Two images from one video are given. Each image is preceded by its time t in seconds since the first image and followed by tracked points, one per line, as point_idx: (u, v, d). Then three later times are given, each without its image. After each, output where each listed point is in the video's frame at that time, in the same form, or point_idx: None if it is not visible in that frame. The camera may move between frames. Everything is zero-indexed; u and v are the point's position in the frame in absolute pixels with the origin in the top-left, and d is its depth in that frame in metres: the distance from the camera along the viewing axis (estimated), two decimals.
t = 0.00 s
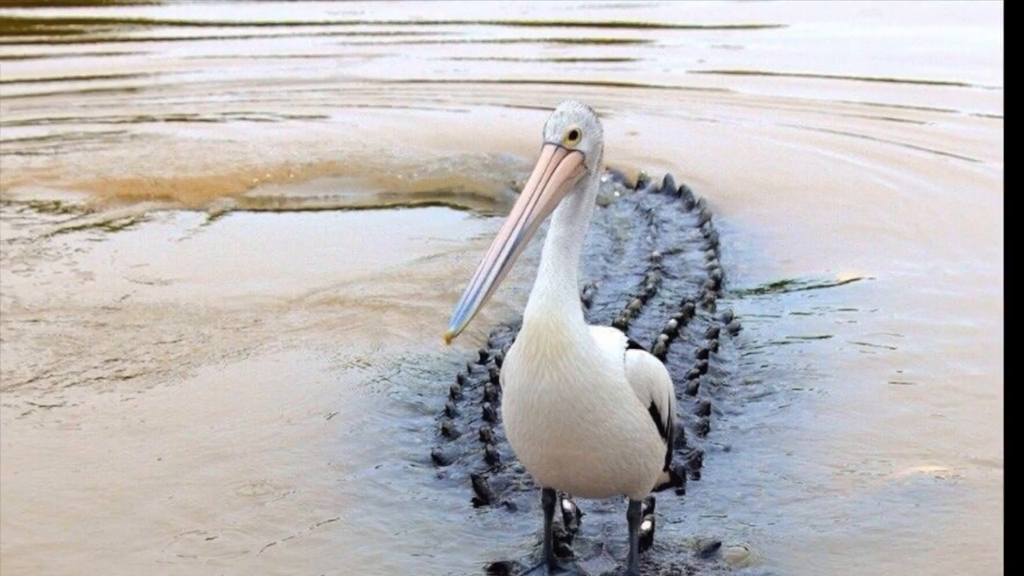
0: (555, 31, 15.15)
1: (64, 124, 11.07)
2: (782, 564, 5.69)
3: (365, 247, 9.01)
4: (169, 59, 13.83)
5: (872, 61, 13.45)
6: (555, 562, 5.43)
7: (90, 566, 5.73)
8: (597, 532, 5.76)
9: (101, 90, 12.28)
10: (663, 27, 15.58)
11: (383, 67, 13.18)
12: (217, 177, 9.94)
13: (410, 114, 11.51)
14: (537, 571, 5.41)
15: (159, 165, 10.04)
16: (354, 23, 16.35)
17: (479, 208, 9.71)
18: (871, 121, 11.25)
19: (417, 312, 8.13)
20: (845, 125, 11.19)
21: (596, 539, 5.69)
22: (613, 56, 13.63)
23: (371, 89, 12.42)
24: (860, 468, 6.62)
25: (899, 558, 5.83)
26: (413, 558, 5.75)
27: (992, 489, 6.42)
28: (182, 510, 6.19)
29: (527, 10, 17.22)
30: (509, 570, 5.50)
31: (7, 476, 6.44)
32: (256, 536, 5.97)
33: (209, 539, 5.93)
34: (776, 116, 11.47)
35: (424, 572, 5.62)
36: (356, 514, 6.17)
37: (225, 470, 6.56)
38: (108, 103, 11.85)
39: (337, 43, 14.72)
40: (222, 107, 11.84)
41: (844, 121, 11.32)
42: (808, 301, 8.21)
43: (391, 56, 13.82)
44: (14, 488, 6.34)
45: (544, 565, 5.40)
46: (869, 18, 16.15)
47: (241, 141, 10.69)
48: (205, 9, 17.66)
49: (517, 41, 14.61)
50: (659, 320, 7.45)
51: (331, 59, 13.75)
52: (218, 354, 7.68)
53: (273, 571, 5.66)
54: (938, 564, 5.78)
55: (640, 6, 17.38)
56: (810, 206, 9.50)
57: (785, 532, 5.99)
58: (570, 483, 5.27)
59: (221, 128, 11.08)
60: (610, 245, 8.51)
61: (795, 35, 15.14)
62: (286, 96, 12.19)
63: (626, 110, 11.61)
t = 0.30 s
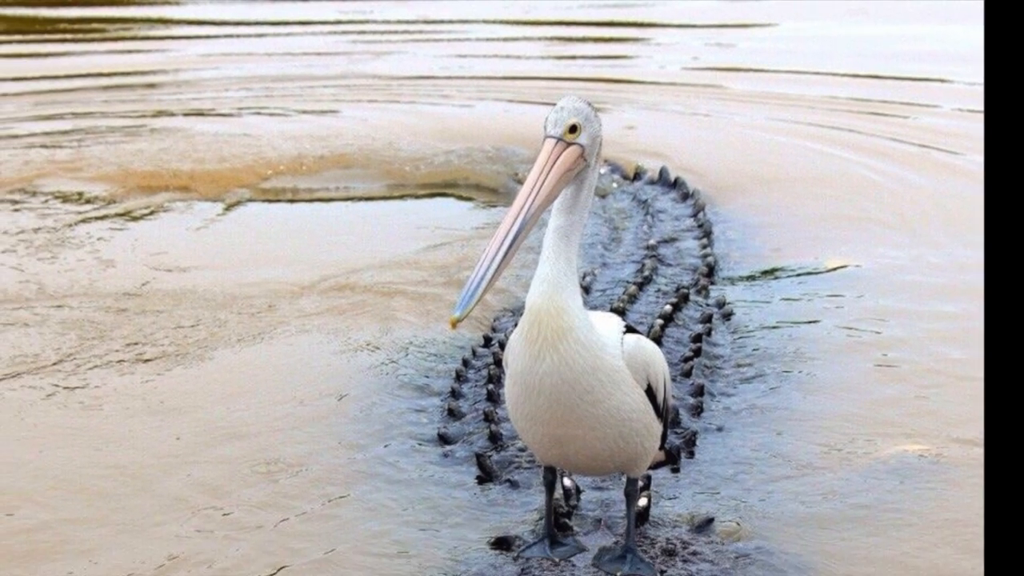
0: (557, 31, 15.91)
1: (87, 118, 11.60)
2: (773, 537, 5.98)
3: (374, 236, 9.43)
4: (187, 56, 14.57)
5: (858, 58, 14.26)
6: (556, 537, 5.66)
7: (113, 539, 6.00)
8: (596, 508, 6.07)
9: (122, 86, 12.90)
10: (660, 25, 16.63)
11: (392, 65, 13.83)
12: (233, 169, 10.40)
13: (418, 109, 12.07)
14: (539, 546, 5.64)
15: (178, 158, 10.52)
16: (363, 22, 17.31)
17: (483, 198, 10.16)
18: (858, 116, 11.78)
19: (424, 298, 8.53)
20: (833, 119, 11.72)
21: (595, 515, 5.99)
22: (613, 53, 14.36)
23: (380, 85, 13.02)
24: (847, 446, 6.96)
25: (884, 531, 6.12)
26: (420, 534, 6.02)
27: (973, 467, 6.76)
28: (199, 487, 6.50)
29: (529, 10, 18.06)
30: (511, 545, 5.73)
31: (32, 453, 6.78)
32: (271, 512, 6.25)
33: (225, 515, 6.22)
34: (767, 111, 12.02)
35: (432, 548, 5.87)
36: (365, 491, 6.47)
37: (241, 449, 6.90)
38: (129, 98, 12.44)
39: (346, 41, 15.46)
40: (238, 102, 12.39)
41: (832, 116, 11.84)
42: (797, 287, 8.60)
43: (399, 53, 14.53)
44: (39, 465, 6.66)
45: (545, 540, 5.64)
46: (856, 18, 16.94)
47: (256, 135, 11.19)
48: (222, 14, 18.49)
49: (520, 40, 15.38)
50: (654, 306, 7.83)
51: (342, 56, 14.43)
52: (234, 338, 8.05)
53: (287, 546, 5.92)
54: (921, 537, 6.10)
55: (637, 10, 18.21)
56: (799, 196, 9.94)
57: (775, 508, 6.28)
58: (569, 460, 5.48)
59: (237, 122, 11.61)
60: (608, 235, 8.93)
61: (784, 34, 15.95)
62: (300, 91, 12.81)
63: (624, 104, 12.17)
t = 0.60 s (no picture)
0: (557, 30, 16.58)
1: (107, 113, 12.05)
2: (764, 514, 6.31)
3: (383, 225, 9.82)
4: (203, 55, 15.09)
5: (847, 54, 14.78)
6: (556, 514, 5.97)
7: (131, 517, 6.38)
8: (595, 486, 6.40)
9: (142, 82, 13.38)
10: (656, 25, 17.29)
11: (400, 62, 14.39)
12: (246, 162, 10.82)
13: (424, 105, 12.52)
14: (540, 521, 5.95)
15: (195, 151, 10.94)
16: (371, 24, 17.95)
17: (487, 190, 10.57)
18: (846, 110, 12.23)
19: (430, 285, 8.91)
20: (822, 114, 12.18)
21: (593, 493, 6.32)
22: (612, 51, 14.90)
23: (388, 81, 13.52)
24: (835, 427, 7.31)
25: (870, 508, 6.46)
26: (427, 510, 6.34)
27: (955, 446, 7.11)
28: (215, 466, 6.85)
29: (531, 12, 18.75)
30: (514, 521, 6.05)
31: (56, 434, 7.15)
32: (284, 490, 6.60)
33: (240, 492, 6.57)
34: (759, 106, 12.48)
35: (438, 524, 6.19)
36: (374, 470, 6.82)
37: (255, 430, 7.25)
38: (148, 93, 12.91)
39: (356, 40, 16.09)
40: (252, 98, 12.87)
41: (821, 112, 12.30)
42: (788, 275, 8.98)
43: (406, 51, 15.09)
44: (62, 445, 7.03)
45: (546, 516, 5.94)
46: (844, 18, 17.53)
47: (270, 129, 11.63)
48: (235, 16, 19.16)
49: (521, 39, 16.01)
50: (651, 292, 8.21)
51: (351, 54, 15.02)
52: (249, 324, 8.43)
53: (300, 522, 6.27)
54: (905, 513, 6.44)
55: (634, 10, 18.89)
56: (789, 188, 10.35)
57: (766, 486, 6.63)
58: (569, 440, 5.73)
59: (252, 117, 12.05)
60: (606, 225, 9.33)
61: (776, 32, 16.56)
62: (312, 87, 13.29)
63: (621, 100, 12.65)
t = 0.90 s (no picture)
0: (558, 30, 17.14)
1: (126, 108, 12.49)
2: (755, 492, 6.65)
3: (390, 216, 10.22)
4: (218, 52, 15.59)
5: (836, 51, 15.28)
6: (557, 493, 6.27)
7: (150, 495, 6.70)
8: (593, 466, 6.75)
9: (159, 78, 13.81)
10: (653, 24, 17.87)
11: (406, 60, 14.90)
12: (259, 155, 11.22)
13: (430, 100, 12.94)
14: (541, 500, 6.26)
15: (211, 145, 11.35)
16: (379, 24, 18.42)
17: (490, 181, 10.97)
18: (835, 105, 12.65)
19: (436, 274, 9.29)
20: (812, 109, 12.60)
21: (592, 473, 6.65)
22: (610, 49, 15.40)
23: (396, 77, 13.98)
24: (824, 409, 7.66)
25: (858, 487, 6.80)
26: (432, 489, 6.70)
27: (939, 428, 7.46)
28: (229, 446, 7.21)
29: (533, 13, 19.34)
30: (515, 499, 6.39)
31: (77, 416, 7.51)
32: (296, 470, 6.96)
33: (254, 472, 6.92)
34: (751, 101, 12.91)
35: (443, 502, 6.55)
36: (383, 451, 7.17)
37: (268, 412, 7.61)
38: (165, 89, 13.34)
39: (365, 38, 16.64)
40: (266, 93, 13.32)
41: (810, 107, 12.73)
42: (779, 264, 9.35)
43: (412, 50, 15.61)
44: (83, 427, 7.39)
45: (546, 495, 6.25)
46: (834, 18, 18.08)
47: (282, 124, 12.05)
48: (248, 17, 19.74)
49: (523, 37, 16.56)
50: (647, 280, 8.58)
51: (360, 52, 15.54)
52: (262, 310, 8.81)
53: (311, 501, 6.62)
54: (890, 492, 6.78)
55: (633, 10, 19.47)
56: (780, 179, 10.74)
57: (758, 466, 6.98)
58: (569, 421, 6.03)
59: (265, 112, 12.47)
60: (604, 216, 9.73)
61: (769, 31, 17.10)
62: (322, 84, 13.74)
63: (619, 96, 13.11)
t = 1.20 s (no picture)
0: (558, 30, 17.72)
1: (144, 105, 12.95)
2: (748, 473, 6.97)
3: (398, 208, 10.63)
4: (232, 51, 16.10)
5: (826, 50, 15.81)
6: (557, 474, 6.60)
7: (167, 476, 7.02)
8: (592, 448, 7.11)
9: (175, 76, 14.30)
10: (651, 24, 18.48)
11: (413, 59, 15.43)
12: (271, 149, 11.65)
13: (435, 97, 13.39)
14: (542, 480, 6.58)
15: (225, 140, 11.79)
16: (386, 25, 19.03)
17: (493, 174, 11.39)
18: (825, 101, 13.11)
19: (442, 263, 9.67)
20: (802, 104, 13.06)
21: (591, 454, 6.99)
22: (608, 48, 15.95)
23: (403, 75, 14.46)
24: (814, 393, 8.01)
25: (846, 468, 7.12)
26: (438, 470, 7.00)
27: (924, 411, 7.79)
28: (243, 429, 7.54)
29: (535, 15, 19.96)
30: (517, 480, 6.67)
31: (97, 399, 7.86)
32: (307, 451, 7.28)
33: (267, 453, 7.24)
34: (744, 98, 13.38)
35: (448, 482, 6.83)
36: (390, 432, 7.50)
37: (280, 395, 7.95)
38: (181, 86, 13.84)
39: (374, 38, 17.24)
40: (278, 90, 13.79)
41: (801, 102, 13.17)
42: (770, 254, 9.74)
43: (419, 49, 16.15)
44: (102, 410, 7.74)
45: (547, 476, 6.59)
46: (824, 18, 18.68)
47: (293, 119, 12.50)
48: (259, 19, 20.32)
49: (525, 36, 17.12)
50: (644, 270, 8.96)
51: (369, 50, 16.09)
52: (275, 298, 9.18)
53: (321, 480, 6.93)
54: (877, 472, 7.09)
55: (631, 12, 20.08)
56: (771, 172, 11.16)
57: (750, 448, 7.31)
58: (569, 404, 6.29)
59: (277, 108, 12.92)
60: (603, 208, 10.14)
61: (762, 32, 17.68)
62: (332, 81, 14.23)
63: (618, 92, 13.59)
